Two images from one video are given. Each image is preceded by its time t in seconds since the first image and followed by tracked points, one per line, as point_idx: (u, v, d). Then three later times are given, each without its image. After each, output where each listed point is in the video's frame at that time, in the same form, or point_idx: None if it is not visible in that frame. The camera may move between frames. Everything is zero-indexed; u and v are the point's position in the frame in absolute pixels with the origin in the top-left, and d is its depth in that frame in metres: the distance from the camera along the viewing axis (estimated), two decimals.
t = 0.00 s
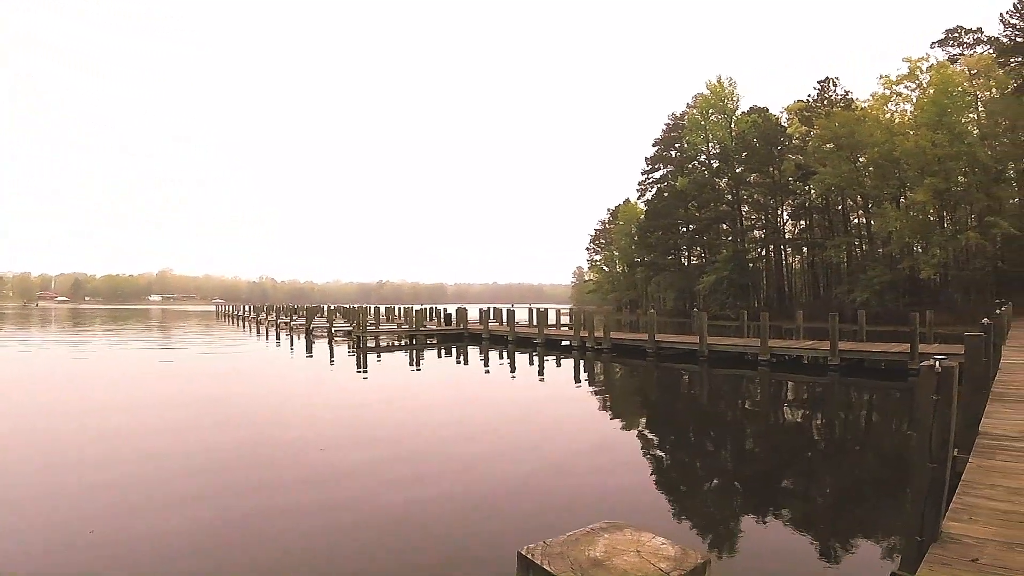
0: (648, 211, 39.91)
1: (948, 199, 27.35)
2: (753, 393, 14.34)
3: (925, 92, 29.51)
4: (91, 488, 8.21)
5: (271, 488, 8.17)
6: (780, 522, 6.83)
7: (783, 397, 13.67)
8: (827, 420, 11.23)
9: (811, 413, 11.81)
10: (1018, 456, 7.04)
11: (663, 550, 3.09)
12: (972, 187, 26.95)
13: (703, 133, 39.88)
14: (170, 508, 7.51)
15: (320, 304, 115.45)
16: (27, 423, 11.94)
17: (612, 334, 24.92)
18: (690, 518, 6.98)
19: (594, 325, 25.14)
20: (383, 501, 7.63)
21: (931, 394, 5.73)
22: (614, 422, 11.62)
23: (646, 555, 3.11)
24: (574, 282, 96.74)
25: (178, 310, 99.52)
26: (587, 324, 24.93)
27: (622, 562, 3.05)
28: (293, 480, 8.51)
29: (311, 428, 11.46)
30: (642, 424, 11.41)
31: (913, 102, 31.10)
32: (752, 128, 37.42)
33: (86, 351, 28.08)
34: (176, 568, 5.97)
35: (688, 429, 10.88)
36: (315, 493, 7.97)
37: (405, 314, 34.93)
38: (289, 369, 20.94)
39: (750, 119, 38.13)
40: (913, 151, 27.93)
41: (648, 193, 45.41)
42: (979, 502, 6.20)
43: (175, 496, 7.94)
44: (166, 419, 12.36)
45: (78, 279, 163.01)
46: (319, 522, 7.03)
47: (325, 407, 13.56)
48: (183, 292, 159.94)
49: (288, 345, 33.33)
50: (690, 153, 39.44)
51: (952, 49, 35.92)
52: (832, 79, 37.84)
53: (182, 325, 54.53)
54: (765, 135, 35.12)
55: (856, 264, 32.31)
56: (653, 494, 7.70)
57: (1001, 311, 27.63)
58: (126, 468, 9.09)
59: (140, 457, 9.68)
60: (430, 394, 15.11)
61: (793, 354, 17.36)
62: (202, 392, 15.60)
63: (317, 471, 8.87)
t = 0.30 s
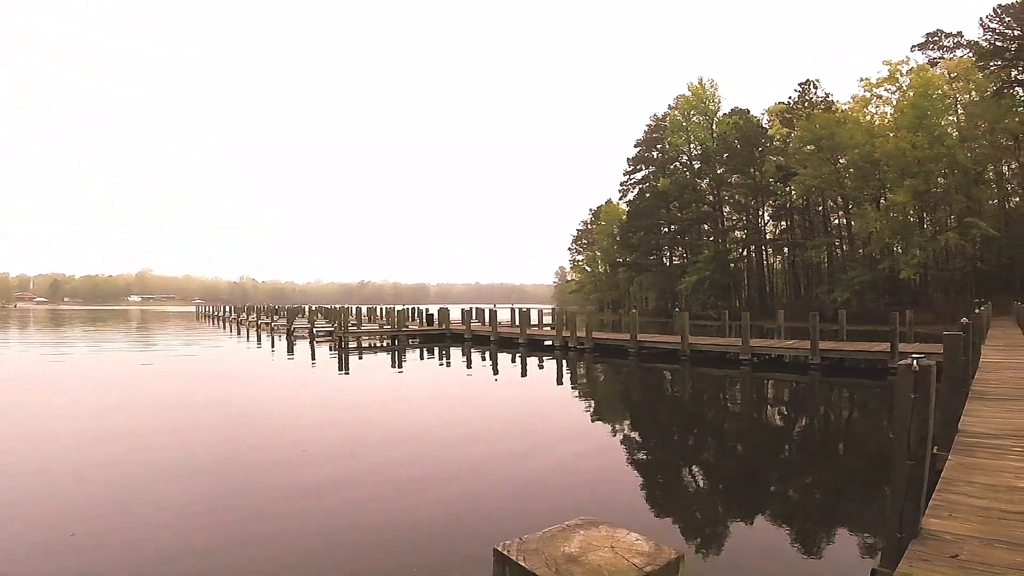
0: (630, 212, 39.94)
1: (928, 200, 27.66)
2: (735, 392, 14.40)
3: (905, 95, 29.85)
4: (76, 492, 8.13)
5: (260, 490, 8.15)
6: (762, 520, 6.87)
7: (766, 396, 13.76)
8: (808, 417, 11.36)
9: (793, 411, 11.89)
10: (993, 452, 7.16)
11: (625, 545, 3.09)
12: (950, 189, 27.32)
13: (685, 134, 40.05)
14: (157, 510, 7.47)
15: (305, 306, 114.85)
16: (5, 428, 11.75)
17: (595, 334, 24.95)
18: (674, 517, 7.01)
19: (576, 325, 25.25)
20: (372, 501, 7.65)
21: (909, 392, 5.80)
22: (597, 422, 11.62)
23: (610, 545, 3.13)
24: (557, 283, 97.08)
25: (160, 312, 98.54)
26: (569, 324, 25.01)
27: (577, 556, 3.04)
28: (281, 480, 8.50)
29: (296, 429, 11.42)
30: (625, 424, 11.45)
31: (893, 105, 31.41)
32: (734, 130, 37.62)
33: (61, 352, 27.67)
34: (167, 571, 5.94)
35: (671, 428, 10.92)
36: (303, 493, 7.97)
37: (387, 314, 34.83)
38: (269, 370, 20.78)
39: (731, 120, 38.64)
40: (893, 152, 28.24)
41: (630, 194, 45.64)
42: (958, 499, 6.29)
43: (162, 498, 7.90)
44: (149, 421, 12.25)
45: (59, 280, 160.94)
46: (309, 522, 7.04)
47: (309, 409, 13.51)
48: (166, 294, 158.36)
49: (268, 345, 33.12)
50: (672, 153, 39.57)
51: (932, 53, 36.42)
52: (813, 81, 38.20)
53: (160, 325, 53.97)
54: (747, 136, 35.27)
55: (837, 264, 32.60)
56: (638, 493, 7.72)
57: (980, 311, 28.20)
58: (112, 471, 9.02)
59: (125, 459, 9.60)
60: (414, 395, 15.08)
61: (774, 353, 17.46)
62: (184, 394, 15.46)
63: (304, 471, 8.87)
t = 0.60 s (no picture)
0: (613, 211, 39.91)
1: (907, 201, 27.88)
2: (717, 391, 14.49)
3: (886, 97, 30.09)
4: (63, 493, 8.05)
5: (251, 490, 8.13)
6: (746, 518, 6.89)
7: (747, 394, 13.87)
8: (790, 415, 11.47)
9: (775, 410, 12.00)
10: (967, 450, 7.32)
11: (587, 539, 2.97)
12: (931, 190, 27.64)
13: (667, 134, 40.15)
14: (150, 511, 7.43)
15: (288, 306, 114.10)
16: None
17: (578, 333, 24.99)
18: (658, 516, 7.01)
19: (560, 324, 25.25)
20: (363, 501, 7.66)
21: (887, 391, 5.88)
22: (580, 421, 11.64)
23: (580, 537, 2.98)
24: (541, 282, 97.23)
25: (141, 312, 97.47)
26: (552, 324, 25.00)
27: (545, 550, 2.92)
28: (272, 480, 8.47)
29: (285, 429, 11.39)
30: (608, 422, 11.50)
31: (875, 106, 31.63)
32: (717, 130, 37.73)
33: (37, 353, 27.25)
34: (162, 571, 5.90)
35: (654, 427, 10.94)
36: (296, 493, 7.96)
37: (369, 314, 34.68)
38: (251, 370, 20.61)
39: (714, 121, 38.76)
40: (874, 153, 28.45)
41: (613, 194, 45.72)
42: (938, 495, 6.38)
43: (150, 499, 7.85)
44: (135, 422, 12.14)
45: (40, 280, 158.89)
46: (305, 521, 7.04)
47: (293, 408, 13.46)
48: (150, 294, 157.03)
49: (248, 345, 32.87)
50: (654, 154, 39.50)
51: (914, 55, 36.79)
52: (794, 83, 38.30)
53: (137, 326, 53.25)
54: (729, 137, 35.49)
55: (818, 264, 32.81)
56: (622, 493, 7.73)
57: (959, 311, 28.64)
58: (99, 472, 8.94)
59: (112, 460, 9.52)
60: (399, 394, 15.06)
61: (755, 353, 17.55)
62: (168, 395, 15.31)
63: (294, 471, 8.83)
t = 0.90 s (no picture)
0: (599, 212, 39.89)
1: (892, 203, 27.99)
2: (702, 392, 14.47)
3: (870, 99, 30.18)
4: (54, 493, 7.98)
5: (244, 489, 8.09)
6: (728, 517, 6.93)
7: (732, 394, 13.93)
8: (774, 415, 11.54)
9: (759, 409, 12.04)
10: (949, 450, 7.40)
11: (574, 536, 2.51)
12: (914, 192, 27.82)
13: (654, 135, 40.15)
14: (142, 511, 7.39)
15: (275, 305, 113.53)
16: None
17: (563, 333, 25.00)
18: (640, 515, 7.02)
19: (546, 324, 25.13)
20: (356, 500, 7.65)
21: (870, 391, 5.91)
22: (566, 422, 11.65)
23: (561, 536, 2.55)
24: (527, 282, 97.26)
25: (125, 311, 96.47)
26: (538, 323, 24.87)
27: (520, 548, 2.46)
28: (264, 480, 8.44)
29: (276, 429, 11.34)
30: (593, 422, 11.50)
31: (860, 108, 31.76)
32: (703, 131, 37.77)
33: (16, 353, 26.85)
34: (156, 571, 5.87)
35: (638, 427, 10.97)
36: (289, 493, 7.94)
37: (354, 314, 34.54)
38: (236, 370, 20.45)
39: (700, 122, 38.83)
40: (859, 156, 28.61)
41: (599, 194, 45.74)
42: (919, 494, 6.45)
43: (137, 499, 7.80)
44: (124, 423, 12.03)
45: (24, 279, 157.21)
46: (299, 521, 7.03)
47: (278, 409, 13.38)
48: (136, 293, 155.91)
49: (231, 344, 32.62)
50: (640, 153, 39.56)
51: (899, 58, 37.08)
52: (780, 85, 38.43)
53: (117, 325, 52.67)
54: (715, 138, 35.26)
55: (802, 266, 32.89)
56: (608, 492, 7.75)
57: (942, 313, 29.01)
58: (90, 472, 8.88)
59: (103, 461, 9.44)
60: (386, 395, 15.04)
61: (739, 353, 17.49)
62: (155, 395, 15.18)
63: (287, 471, 8.80)
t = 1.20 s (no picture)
0: (585, 211, 39.90)
1: (874, 204, 28.30)
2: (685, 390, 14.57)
3: (854, 100, 30.34)
4: (46, 494, 7.91)
5: (239, 489, 8.07)
6: (713, 516, 6.96)
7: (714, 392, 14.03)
8: (757, 413, 11.64)
9: (742, 408, 12.11)
10: (929, 447, 7.50)
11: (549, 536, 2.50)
12: (896, 193, 28.09)
13: (638, 135, 40.12)
14: (138, 511, 7.36)
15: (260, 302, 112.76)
16: None
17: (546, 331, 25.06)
18: (627, 513, 7.06)
19: (529, 322, 25.25)
20: (353, 500, 7.66)
21: (849, 389, 5.97)
22: (551, 420, 11.68)
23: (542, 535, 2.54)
24: (511, 280, 97.27)
25: (106, 308, 95.31)
26: (522, 322, 24.96)
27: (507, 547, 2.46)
28: (259, 480, 8.42)
29: (268, 428, 11.29)
30: (577, 421, 11.53)
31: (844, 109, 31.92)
32: (687, 131, 37.84)
33: None
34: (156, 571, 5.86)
35: (622, 425, 11.01)
36: (285, 493, 7.93)
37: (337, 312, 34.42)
38: (218, 369, 20.27)
39: (684, 122, 38.98)
40: (841, 156, 28.80)
41: (584, 192, 45.77)
42: (900, 492, 6.52)
43: (128, 499, 7.76)
44: (108, 423, 11.91)
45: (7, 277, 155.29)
46: (297, 520, 7.02)
47: (264, 408, 13.30)
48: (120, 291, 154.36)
49: (211, 343, 32.35)
50: (625, 153, 40.06)
51: (884, 60, 37.37)
52: (765, 86, 38.63)
53: (94, 323, 52.00)
54: (699, 138, 35.25)
55: (785, 265, 33.14)
56: (593, 492, 7.77)
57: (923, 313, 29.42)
58: (82, 472, 8.80)
59: (95, 461, 9.37)
60: (372, 393, 15.01)
61: (722, 351, 17.67)
62: (140, 395, 15.04)
63: (281, 471, 8.78)
